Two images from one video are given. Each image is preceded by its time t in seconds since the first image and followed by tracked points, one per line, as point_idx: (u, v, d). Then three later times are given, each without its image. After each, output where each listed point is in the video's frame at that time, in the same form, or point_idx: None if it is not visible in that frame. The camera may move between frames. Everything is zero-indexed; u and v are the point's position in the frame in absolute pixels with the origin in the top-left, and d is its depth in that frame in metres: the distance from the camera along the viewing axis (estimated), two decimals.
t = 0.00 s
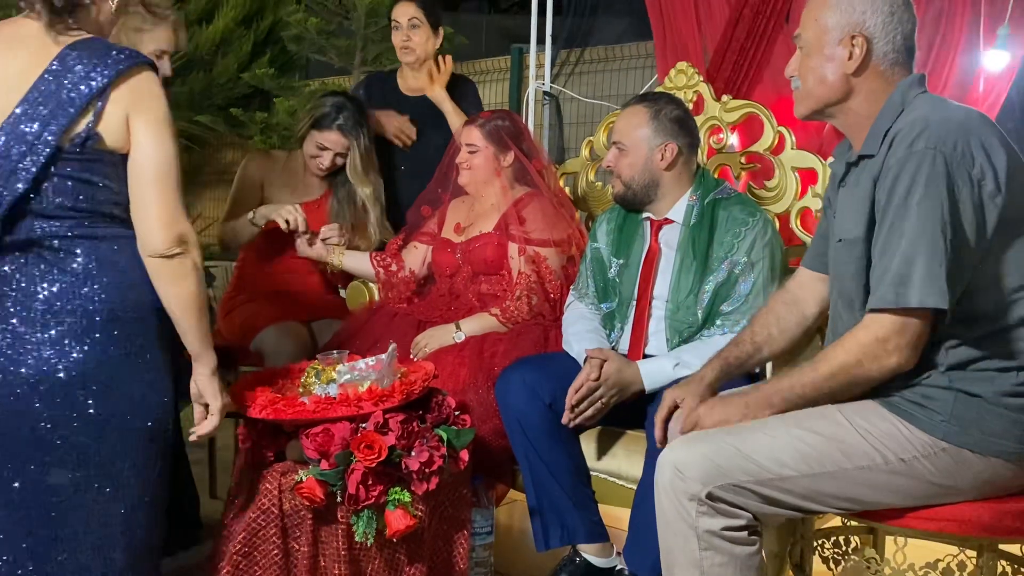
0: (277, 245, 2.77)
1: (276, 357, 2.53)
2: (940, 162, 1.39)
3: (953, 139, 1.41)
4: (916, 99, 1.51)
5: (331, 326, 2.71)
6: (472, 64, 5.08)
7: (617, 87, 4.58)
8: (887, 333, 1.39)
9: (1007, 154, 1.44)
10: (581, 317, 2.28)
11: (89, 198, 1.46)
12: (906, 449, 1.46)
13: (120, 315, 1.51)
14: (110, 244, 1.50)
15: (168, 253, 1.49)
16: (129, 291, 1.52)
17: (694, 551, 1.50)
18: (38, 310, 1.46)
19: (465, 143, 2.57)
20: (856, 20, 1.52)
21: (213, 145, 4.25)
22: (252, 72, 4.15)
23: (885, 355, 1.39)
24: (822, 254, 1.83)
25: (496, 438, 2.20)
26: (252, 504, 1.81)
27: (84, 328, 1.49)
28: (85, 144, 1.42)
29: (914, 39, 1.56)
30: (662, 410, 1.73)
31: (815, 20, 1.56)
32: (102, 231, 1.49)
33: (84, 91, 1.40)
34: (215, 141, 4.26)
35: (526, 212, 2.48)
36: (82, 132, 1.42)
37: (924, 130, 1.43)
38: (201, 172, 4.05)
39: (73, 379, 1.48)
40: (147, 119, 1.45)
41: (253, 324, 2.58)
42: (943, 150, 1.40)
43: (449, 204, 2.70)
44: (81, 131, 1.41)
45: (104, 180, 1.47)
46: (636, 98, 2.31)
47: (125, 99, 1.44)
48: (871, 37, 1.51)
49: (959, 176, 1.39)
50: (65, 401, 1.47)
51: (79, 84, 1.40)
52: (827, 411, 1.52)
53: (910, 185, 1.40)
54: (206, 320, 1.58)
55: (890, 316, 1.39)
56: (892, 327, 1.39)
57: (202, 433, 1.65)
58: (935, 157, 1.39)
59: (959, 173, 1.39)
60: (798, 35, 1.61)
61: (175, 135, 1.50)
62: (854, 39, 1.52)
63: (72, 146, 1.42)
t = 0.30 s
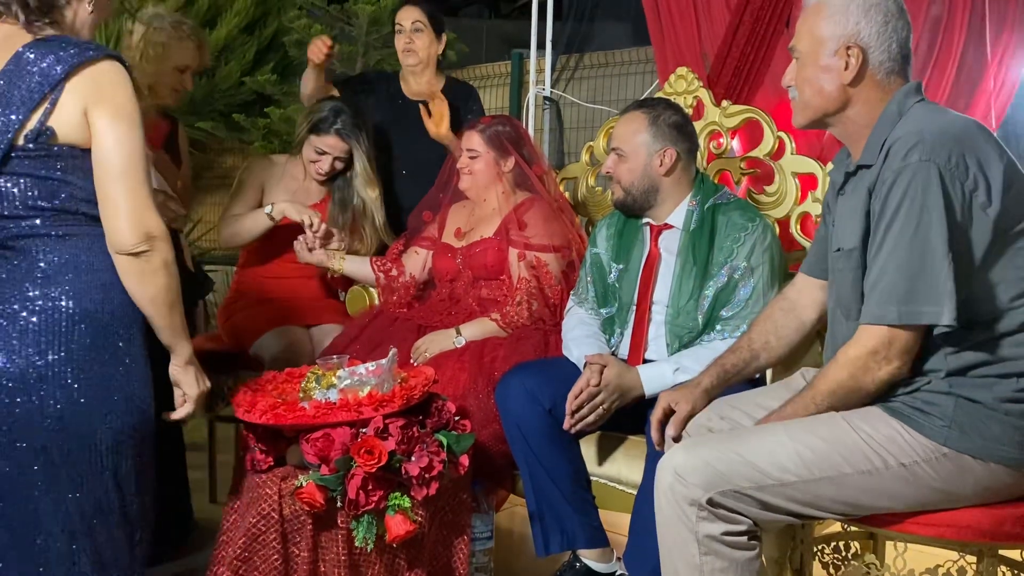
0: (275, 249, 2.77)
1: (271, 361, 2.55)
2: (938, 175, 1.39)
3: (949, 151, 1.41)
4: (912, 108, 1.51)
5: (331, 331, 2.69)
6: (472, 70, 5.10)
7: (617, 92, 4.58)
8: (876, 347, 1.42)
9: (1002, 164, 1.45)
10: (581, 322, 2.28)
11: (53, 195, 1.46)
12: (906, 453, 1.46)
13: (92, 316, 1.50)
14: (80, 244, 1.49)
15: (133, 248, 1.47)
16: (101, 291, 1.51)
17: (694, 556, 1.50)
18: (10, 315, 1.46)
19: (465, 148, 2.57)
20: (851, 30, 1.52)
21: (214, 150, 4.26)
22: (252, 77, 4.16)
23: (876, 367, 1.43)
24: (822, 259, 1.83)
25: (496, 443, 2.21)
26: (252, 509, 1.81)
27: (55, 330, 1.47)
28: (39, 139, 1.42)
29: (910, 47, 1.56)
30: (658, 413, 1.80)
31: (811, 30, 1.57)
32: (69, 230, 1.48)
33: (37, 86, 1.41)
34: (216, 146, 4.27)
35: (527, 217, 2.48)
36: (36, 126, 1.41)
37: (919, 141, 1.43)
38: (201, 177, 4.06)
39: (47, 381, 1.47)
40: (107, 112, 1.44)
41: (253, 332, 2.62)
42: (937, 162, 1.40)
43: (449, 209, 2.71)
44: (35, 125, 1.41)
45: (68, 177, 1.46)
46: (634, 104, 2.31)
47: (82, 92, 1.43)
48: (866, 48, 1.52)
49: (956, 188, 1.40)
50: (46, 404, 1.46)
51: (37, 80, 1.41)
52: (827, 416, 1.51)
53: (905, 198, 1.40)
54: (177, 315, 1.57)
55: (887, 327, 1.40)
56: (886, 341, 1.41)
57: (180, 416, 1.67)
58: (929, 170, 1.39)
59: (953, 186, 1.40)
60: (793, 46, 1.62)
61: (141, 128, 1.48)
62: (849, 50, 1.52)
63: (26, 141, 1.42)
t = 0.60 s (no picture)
0: (275, 253, 2.76)
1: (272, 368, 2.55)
2: (935, 184, 1.39)
3: (946, 159, 1.41)
4: (909, 116, 1.51)
5: (332, 336, 2.67)
6: (473, 75, 5.12)
7: (618, 97, 4.60)
8: (877, 358, 1.42)
9: (1000, 171, 1.45)
10: (582, 327, 2.29)
11: (52, 207, 1.46)
12: (907, 459, 1.46)
13: (89, 326, 1.50)
14: (79, 254, 1.49)
15: (138, 260, 1.46)
16: (99, 301, 1.50)
17: (694, 562, 1.51)
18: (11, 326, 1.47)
19: (465, 154, 2.57)
20: (846, 38, 1.52)
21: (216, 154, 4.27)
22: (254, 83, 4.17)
23: (878, 379, 1.43)
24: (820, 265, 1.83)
25: (496, 448, 2.20)
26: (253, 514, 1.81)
27: (54, 341, 1.48)
28: (36, 152, 1.42)
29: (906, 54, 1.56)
30: (655, 401, 1.84)
31: (806, 39, 1.57)
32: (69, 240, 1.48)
33: (35, 97, 1.40)
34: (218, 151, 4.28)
35: (530, 221, 2.48)
36: (33, 139, 1.41)
37: (917, 150, 1.43)
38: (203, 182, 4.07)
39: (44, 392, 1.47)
40: (108, 121, 1.42)
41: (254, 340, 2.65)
42: (936, 171, 1.40)
43: (450, 215, 2.71)
44: (32, 138, 1.41)
45: (70, 188, 1.46)
46: (633, 110, 2.31)
47: (83, 102, 1.41)
48: (862, 56, 1.52)
49: (953, 197, 1.40)
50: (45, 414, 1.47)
51: (35, 92, 1.40)
52: (828, 422, 1.51)
53: (904, 208, 1.40)
54: (184, 326, 1.56)
55: (887, 338, 1.40)
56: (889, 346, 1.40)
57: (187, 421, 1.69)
58: (928, 180, 1.39)
59: (952, 195, 1.40)
60: (787, 54, 1.62)
61: (145, 136, 1.46)
62: (846, 59, 1.52)
63: (25, 155, 1.42)
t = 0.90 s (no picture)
0: (275, 260, 2.78)
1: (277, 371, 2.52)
2: (936, 192, 1.39)
3: (946, 167, 1.41)
4: (910, 123, 1.51)
5: (335, 340, 2.67)
6: (474, 79, 5.15)
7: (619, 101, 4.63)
8: (880, 366, 1.42)
9: (1001, 178, 1.45)
10: (584, 331, 2.29)
11: (84, 219, 1.44)
12: (910, 465, 1.46)
13: (119, 337, 1.49)
14: (109, 265, 1.48)
15: (162, 270, 1.44)
16: (127, 312, 1.49)
17: (698, 566, 1.51)
18: (40, 338, 1.45)
19: (468, 158, 2.57)
20: (844, 47, 1.53)
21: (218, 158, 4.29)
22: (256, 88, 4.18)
23: (881, 387, 1.43)
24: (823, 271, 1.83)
25: (497, 453, 2.21)
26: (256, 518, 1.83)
27: (85, 351, 1.47)
28: (71, 165, 1.39)
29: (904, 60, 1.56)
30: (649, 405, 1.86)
31: (803, 47, 1.57)
32: (98, 251, 1.47)
33: (70, 110, 1.38)
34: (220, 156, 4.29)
35: (531, 225, 2.48)
36: (69, 152, 1.39)
37: (917, 158, 1.43)
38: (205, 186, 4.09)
39: (74, 404, 1.45)
40: (141, 133, 1.41)
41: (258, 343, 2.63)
42: (937, 179, 1.40)
43: (452, 219, 2.71)
44: (68, 151, 1.39)
45: (101, 202, 1.44)
46: (635, 114, 2.31)
47: (116, 113, 1.41)
48: (860, 63, 1.52)
49: (954, 204, 1.40)
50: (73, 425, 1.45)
51: (71, 105, 1.38)
52: (831, 427, 1.51)
53: (906, 216, 1.40)
54: (207, 344, 1.53)
55: (890, 345, 1.40)
56: (893, 355, 1.40)
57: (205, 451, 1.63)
58: (929, 187, 1.39)
59: (953, 203, 1.40)
60: (786, 62, 1.62)
61: (174, 149, 1.45)
62: (844, 67, 1.53)
63: (59, 167, 1.39)
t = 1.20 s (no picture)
0: (277, 263, 2.75)
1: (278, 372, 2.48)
2: (935, 198, 1.39)
3: (945, 172, 1.41)
4: (909, 129, 1.52)
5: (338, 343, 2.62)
6: (475, 83, 5.17)
7: (622, 106, 4.59)
8: (881, 372, 1.42)
9: (1000, 183, 1.45)
10: (585, 334, 2.29)
11: (103, 229, 1.44)
12: (912, 469, 1.46)
13: (137, 346, 1.47)
14: (129, 275, 1.47)
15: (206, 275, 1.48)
16: (145, 322, 1.48)
17: (700, 571, 1.51)
18: (58, 346, 1.44)
19: (470, 162, 2.58)
20: (840, 54, 1.53)
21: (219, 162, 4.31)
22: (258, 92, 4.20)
23: (883, 393, 1.43)
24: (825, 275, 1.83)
25: (500, 457, 2.22)
26: (258, 523, 1.80)
27: (101, 361, 1.45)
28: (93, 176, 1.40)
29: (901, 66, 1.56)
30: (654, 409, 1.86)
31: (799, 55, 1.57)
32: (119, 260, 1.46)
33: (94, 122, 1.38)
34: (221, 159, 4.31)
35: (532, 229, 2.48)
36: (91, 164, 1.39)
37: (917, 163, 1.43)
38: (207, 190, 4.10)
39: (93, 414, 1.45)
40: (169, 145, 1.42)
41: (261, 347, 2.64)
42: (936, 185, 1.40)
43: (454, 223, 2.71)
44: (90, 163, 1.39)
45: (123, 213, 1.44)
46: (637, 119, 2.32)
47: (145, 126, 1.42)
48: (857, 70, 1.53)
49: (953, 210, 1.40)
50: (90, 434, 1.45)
51: (95, 116, 1.39)
52: (832, 432, 1.51)
53: (905, 222, 1.40)
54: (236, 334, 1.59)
55: (890, 351, 1.40)
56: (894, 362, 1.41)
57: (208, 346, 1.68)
58: (928, 193, 1.40)
59: (952, 208, 1.40)
60: (782, 70, 1.62)
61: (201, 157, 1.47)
62: (840, 74, 1.53)
63: (82, 177, 1.40)
